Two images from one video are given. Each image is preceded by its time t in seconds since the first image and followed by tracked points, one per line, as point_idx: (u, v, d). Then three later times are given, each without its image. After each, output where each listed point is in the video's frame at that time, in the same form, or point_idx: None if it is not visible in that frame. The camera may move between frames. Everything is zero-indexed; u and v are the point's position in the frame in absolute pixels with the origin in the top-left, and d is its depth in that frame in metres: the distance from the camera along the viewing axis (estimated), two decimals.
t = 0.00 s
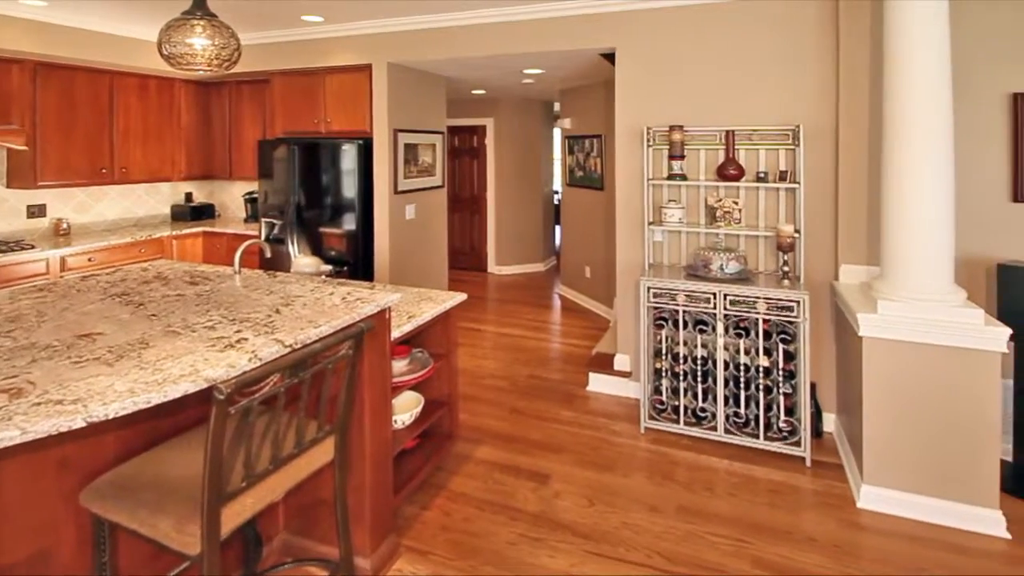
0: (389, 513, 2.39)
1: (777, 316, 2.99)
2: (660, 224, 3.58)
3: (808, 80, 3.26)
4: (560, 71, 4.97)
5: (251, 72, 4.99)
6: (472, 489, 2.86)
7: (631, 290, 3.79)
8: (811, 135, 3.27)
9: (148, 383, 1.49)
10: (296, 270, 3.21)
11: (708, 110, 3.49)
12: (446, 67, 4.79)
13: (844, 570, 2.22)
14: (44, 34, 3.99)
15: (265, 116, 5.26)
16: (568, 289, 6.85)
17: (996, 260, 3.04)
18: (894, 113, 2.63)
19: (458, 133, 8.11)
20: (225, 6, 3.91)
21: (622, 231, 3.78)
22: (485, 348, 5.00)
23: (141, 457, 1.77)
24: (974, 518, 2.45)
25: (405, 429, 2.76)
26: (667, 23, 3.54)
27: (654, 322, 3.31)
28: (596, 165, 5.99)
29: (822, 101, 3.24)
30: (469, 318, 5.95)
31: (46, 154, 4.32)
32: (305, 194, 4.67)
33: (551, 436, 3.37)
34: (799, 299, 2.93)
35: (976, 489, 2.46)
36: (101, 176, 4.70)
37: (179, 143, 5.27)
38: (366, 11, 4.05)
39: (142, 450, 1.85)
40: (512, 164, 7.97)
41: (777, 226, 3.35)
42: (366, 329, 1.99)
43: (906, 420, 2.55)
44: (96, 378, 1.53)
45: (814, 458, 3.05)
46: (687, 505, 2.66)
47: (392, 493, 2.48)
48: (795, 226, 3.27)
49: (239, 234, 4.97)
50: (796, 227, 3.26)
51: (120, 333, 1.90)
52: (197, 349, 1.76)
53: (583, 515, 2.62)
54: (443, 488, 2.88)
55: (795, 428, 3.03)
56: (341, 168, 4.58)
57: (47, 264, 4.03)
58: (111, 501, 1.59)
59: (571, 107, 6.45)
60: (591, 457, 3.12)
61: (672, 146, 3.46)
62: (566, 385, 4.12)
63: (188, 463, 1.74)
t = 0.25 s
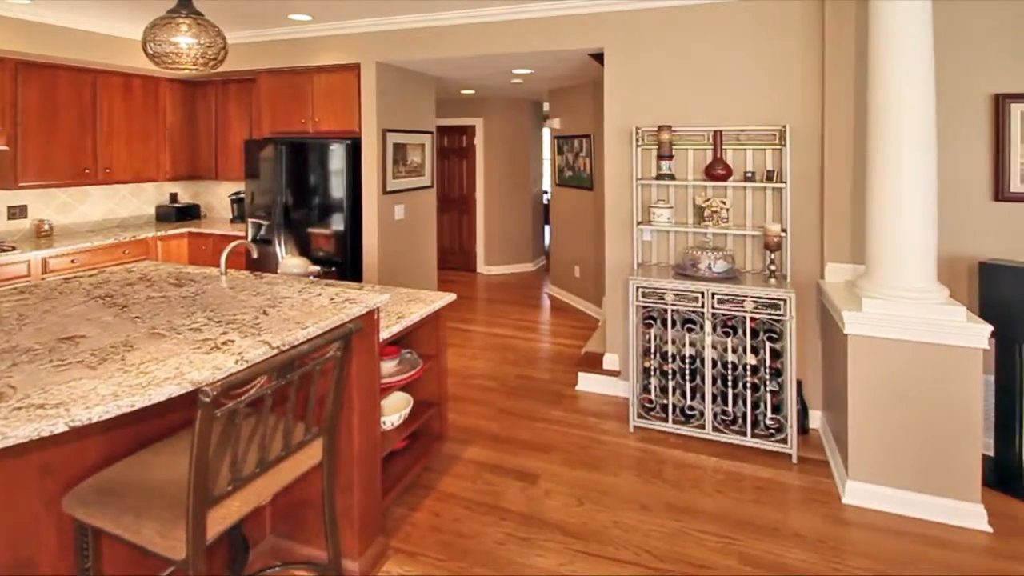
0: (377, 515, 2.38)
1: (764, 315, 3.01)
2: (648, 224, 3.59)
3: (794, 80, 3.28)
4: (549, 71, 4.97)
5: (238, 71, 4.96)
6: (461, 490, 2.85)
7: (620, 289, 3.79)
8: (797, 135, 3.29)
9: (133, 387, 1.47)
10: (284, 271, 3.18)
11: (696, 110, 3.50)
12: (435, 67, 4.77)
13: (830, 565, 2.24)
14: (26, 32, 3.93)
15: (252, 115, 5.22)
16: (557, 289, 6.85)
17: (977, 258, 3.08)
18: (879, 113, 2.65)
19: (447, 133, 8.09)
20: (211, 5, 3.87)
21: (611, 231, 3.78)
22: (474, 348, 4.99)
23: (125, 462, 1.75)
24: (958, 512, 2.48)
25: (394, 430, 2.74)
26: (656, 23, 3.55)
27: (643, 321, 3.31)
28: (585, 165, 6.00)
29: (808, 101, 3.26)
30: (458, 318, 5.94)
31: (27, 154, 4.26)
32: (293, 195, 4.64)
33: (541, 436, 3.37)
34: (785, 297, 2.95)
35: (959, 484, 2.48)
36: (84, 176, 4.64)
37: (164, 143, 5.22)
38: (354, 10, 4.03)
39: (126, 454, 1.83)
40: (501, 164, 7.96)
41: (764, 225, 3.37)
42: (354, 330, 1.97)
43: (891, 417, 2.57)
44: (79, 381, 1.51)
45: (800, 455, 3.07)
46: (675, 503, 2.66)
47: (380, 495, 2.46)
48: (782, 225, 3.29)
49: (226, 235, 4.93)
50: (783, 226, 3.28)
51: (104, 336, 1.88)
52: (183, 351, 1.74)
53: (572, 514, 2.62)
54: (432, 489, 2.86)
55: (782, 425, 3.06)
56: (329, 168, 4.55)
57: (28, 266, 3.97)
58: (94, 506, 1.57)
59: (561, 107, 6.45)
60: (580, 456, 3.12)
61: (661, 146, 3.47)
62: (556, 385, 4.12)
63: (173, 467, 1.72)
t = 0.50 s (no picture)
0: (367, 517, 2.37)
1: (751, 313, 3.03)
2: (638, 224, 3.60)
3: (780, 80, 3.30)
4: (539, 71, 4.97)
5: (225, 71, 4.92)
6: (451, 491, 2.84)
7: (609, 289, 3.80)
8: (784, 135, 3.31)
9: (117, 390, 1.45)
10: (271, 272, 3.15)
11: (685, 111, 3.51)
12: (424, 67, 4.76)
13: (817, 562, 2.25)
14: (7, 30, 3.88)
15: (239, 115, 5.18)
16: (547, 289, 6.85)
17: (960, 256, 3.11)
18: (864, 113, 2.67)
19: (437, 132, 8.07)
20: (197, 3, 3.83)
21: (600, 231, 3.78)
22: (464, 348, 4.98)
23: (110, 465, 1.73)
24: (942, 507, 2.50)
25: (383, 432, 2.72)
26: (644, 24, 3.55)
27: (632, 321, 3.32)
28: (575, 165, 6.01)
29: (795, 101, 3.28)
30: (448, 319, 5.92)
31: (9, 154, 4.20)
32: (281, 195, 4.60)
33: (530, 436, 3.37)
34: (773, 296, 2.97)
35: (943, 479, 2.50)
36: (67, 177, 4.58)
37: (149, 144, 5.17)
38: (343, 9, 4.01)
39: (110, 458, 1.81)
40: (490, 164, 7.95)
41: (751, 224, 3.39)
42: (343, 331, 1.96)
43: (876, 414, 2.59)
44: (62, 385, 1.49)
45: (787, 451, 3.09)
46: (665, 501, 2.67)
47: (370, 497, 2.45)
48: (769, 224, 3.31)
49: (212, 236, 4.90)
50: (770, 225, 3.30)
51: (87, 339, 1.86)
52: (168, 354, 1.72)
53: (562, 514, 2.61)
54: (422, 490, 2.85)
55: (769, 423, 3.07)
56: (318, 168, 4.52)
57: (10, 268, 3.92)
58: (78, 512, 1.55)
59: (550, 107, 6.45)
60: (570, 455, 3.12)
61: (650, 146, 3.48)
62: (545, 384, 4.12)
63: (159, 472, 1.70)
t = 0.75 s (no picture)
0: (356, 519, 2.35)
1: (740, 312, 3.04)
2: (627, 223, 3.61)
3: (767, 80, 3.32)
4: (529, 70, 4.97)
5: (212, 70, 4.87)
6: (441, 492, 2.83)
7: (599, 289, 3.80)
8: (772, 135, 3.33)
9: (101, 393, 1.44)
10: (259, 273, 3.13)
11: (674, 110, 3.52)
12: (414, 66, 4.74)
13: (804, 557, 2.26)
14: None
15: (226, 115, 5.14)
16: (537, 289, 6.85)
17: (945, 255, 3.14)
18: (850, 113, 2.68)
19: (427, 132, 8.05)
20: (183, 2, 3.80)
21: (590, 230, 3.79)
22: (454, 349, 4.97)
23: (95, 470, 1.71)
24: (927, 502, 2.52)
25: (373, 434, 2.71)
26: (634, 24, 3.56)
27: (622, 320, 3.32)
28: (565, 165, 6.01)
29: (782, 101, 3.30)
30: (438, 319, 5.91)
31: None
32: (269, 196, 4.57)
33: (521, 436, 3.36)
34: (761, 295, 2.99)
35: (927, 475, 2.53)
36: (51, 177, 4.53)
37: (135, 144, 5.12)
38: (332, 9, 3.99)
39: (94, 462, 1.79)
40: (480, 163, 7.95)
41: (739, 224, 3.40)
42: (331, 332, 1.95)
43: (863, 411, 2.61)
44: (46, 388, 1.47)
45: (775, 449, 3.11)
46: (654, 500, 2.68)
47: (359, 498, 2.44)
48: (757, 224, 3.33)
49: (198, 236, 4.86)
50: (758, 224, 3.33)
51: (71, 341, 1.83)
52: (154, 356, 1.70)
53: (552, 513, 2.61)
54: (411, 491, 2.84)
55: (756, 420, 3.10)
56: (306, 168, 4.50)
57: None
58: (62, 517, 1.54)
59: (540, 106, 6.45)
60: (560, 455, 3.12)
61: (639, 146, 3.49)
62: (535, 384, 4.12)
63: (145, 476, 1.68)
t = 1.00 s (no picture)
0: (344, 521, 2.34)
1: (728, 311, 3.05)
2: (617, 223, 3.61)
3: (754, 81, 3.34)
4: (519, 70, 4.97)
5: (198, 68, 4.83)
6: (430, 493, 2.82)
7: (589, 288, 3.80)
8: (760, 135, 3.34)
9: (85, 396, 1.42)
10: (247, 274, 3.10)
11: (663, 110, 3.52)
12: (403, 66, 4.72)
13: (792, 553, 2.28)
14: None
15: (212, 114, 5.10)
16: (527, 289, 6.85)
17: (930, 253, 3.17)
18: (837, 113, 2.70)
19: (416, 132, 8.03)
20: None
21: (580, 230, 3.78)
22: (443, 349, 4.95)
23: (78, 474, 1.69)
24: (912, 498, 2.54)
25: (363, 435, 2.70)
26: (623, 24, 3.56)
27: (612, 319, 3.32)
28: (554, 165, 6.02)
29: (770, 102, 3.32)
30: (428, 319, 5.89)
31: None
32: (256, 196, 4.53)
33: (510, 436, 3.36)
34: (749, 294, 3.00)
35: (912, 469, 2.55)
36: (34, 177, 4.47)
37: (120, 144, 5.07)
38: (320, 7, 3.96)
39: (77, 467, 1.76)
40: (470, 163, 7.93)
41: (728, 223, 3.42)
42: (320, 334, 1.93)
43: (849, 408, 2.63)
44: (28, 392, 1.44)
45: (762, 446, 3.13)
46: (643, 498, 2.68)
47: (348, 500, 2.42)
48: (745, 223, 3.35)
49: (184, 237, 4.81)
50: (746, 224, 3.35)
51: (54, 344, 1.81)
52: (139, 359, 1.68)
53: (542, 513, 2.61)
54: (401, 492, 2.83)
55: (745, 418, 3.11)
56: (294, 168, 4.46)
57: None
58: (44, 523, 1.51)
59: (530, 106, 6.45)
60: (550, 455, 3.12)
61: (629, 145, 3.49)
62: (525, 384, 4.12)
63: (130, 480, 1.66)
